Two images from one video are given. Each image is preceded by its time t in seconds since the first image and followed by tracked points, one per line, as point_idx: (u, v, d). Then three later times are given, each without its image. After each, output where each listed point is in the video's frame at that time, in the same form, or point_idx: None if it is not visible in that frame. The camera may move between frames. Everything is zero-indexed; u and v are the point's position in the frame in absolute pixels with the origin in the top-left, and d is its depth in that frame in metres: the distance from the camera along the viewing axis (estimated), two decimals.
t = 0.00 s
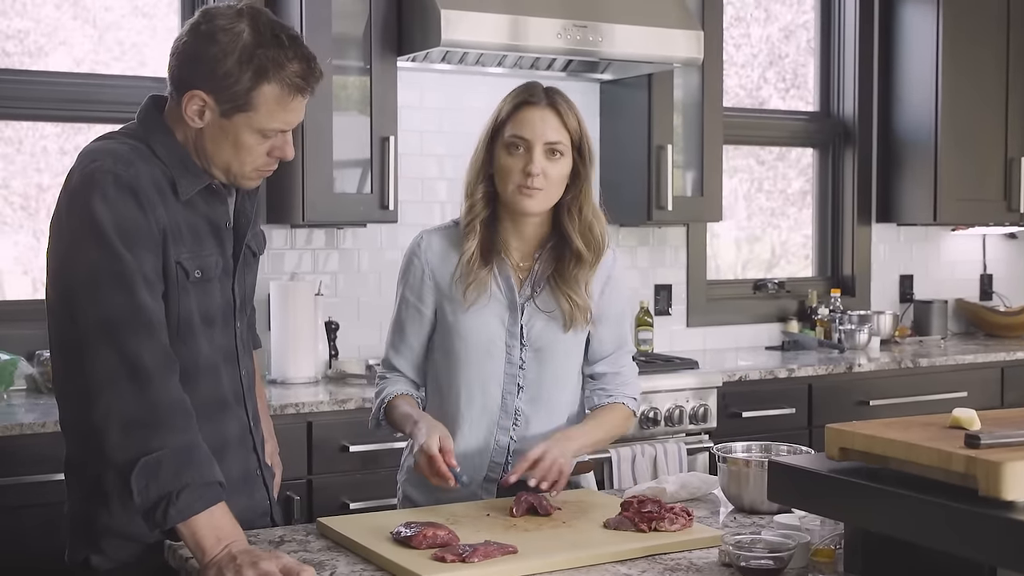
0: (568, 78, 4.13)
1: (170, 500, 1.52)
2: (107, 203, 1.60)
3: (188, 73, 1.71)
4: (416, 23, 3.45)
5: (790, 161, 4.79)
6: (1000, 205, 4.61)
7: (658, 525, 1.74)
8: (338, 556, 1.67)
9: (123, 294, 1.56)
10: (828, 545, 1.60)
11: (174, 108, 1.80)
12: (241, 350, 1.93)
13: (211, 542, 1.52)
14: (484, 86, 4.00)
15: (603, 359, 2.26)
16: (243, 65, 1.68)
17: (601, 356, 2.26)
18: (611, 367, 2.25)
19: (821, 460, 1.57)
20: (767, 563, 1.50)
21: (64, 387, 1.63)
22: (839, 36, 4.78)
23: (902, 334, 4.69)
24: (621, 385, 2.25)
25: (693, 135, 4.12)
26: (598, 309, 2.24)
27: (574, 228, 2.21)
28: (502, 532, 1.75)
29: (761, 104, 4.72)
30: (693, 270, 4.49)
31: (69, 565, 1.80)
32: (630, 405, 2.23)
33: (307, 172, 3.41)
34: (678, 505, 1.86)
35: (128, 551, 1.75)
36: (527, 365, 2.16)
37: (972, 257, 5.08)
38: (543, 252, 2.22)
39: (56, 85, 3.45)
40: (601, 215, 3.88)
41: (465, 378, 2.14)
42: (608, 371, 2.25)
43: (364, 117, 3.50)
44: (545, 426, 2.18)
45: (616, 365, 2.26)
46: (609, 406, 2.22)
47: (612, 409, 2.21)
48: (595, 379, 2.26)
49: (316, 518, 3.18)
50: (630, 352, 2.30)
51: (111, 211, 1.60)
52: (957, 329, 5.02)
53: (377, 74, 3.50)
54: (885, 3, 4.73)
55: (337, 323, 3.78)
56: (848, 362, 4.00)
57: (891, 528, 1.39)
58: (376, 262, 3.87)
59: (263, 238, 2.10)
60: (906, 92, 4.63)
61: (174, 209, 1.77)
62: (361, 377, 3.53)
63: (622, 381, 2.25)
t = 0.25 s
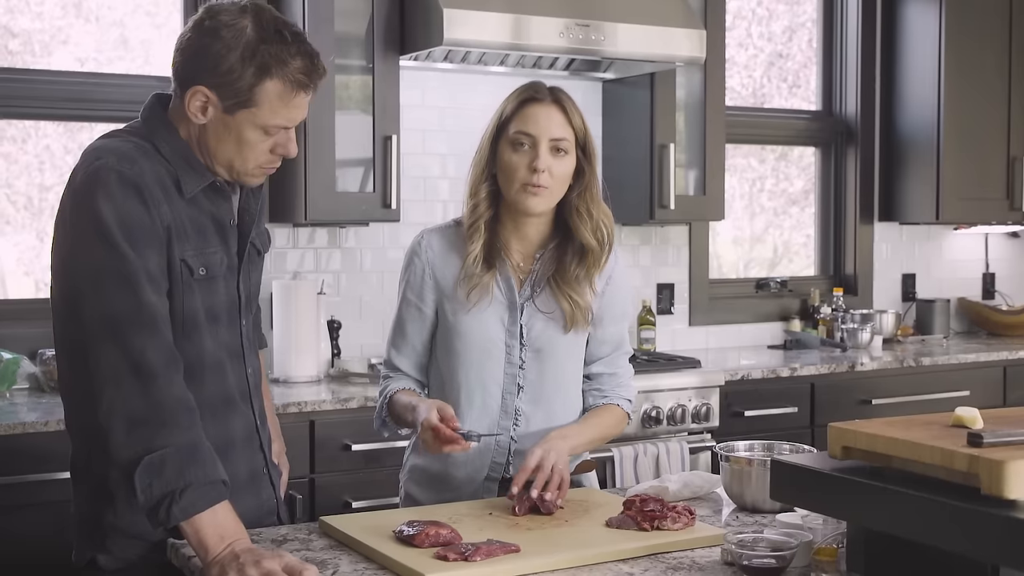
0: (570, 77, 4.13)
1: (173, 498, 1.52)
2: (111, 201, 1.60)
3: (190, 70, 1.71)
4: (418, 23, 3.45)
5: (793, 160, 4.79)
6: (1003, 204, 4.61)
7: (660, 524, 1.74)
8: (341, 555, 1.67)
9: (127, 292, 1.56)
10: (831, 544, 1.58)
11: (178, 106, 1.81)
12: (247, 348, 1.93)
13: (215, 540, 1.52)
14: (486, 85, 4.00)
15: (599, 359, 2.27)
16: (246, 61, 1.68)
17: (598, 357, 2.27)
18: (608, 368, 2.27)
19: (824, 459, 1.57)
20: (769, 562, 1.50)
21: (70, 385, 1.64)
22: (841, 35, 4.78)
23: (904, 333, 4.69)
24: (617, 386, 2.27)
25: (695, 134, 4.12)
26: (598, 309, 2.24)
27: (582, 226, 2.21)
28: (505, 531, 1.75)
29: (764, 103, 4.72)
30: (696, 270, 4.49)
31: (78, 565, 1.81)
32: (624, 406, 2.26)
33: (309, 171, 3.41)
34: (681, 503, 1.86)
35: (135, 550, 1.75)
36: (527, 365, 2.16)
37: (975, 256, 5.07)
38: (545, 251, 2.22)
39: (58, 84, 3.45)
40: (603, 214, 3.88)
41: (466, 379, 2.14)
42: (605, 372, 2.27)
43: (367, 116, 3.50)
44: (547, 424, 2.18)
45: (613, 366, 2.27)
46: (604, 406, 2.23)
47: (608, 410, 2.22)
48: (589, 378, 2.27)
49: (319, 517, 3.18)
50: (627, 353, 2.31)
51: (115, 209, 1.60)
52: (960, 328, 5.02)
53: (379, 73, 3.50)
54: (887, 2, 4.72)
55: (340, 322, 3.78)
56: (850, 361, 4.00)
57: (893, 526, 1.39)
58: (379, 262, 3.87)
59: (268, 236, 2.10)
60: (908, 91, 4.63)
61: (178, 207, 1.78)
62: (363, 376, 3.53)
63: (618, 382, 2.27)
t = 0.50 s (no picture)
0: (574, 77, 4.14)
1: (174, 493, 1.52)
2: (115, 195, 1.60)
3: (196, 60, 1.72)
4: (423, 21, 3.45)
5: (796, 161, 4.79)
6: (1006, 206, 4.61)
7: (661, 523, 1.74)
8: (341, 551, 1.68)
9: (131, 286, 1.57)
10: (830, 544, 1.59)
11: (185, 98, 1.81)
12: (254, 343, 1.93)
13: (215, 535, 1.53)
14: (490, 84, 4.00)
15: (599, 358, 2.28)
16: (250, 52, 1.69)
17: (597, 355, 2.28)
18: (606, 367, 2.29)
19: (825, 460, 1.58)
20: (769, 562, 1.50)
21: (75, 378, 1.64)
22: (846, 36, 4.78)
23: (906, 335, 4.69)
24: (615, 386, 2.29)
25: (699, 134, 4.12)
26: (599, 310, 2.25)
27: (587, 228, 2.21)
28: (504, 529, 1.75)
29: (767, 104, 4.72)
30: (698, 270, 4.49)
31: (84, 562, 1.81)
32: (620, 407, 2.27)
33: (313, 169, 3.41)
34: (681, 503, 1.87)
35: (140, 546, 1.76)
36: (530, 364, 2.17)
37: (977, 258, 5.07)
38: (550, 253, 2.23)
39: (62, 80, 3.46)
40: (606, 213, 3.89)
41: (468, 379, 2.14)
42: (602, 371, 2.28)
43: (370, 114, 3.51)
44: (548, 422, 2.18)
45: (611, 365, 2.29)
46: (602, 405, 2.24)
47: (606, 409, 2.23)
48: (587, 377, 2.29)
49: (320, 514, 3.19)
50: (625, 353, 2.32)
51: (119, 202, 1.60)
52: (962, 330, 5.02)
53: (383, 70, 3.50)
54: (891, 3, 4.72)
55: (342, 319, 3.78)
56: (852, 362, 4.00)
57: (893, 528, 1.40)
58: (381, 260, 3.88)
59: (275, 233, 2.10)
60: (912, 93, 4.63)
61: (184, 201, 1.78)
62: (365, 373, 3.54)
63: (615, 382, 2.29)
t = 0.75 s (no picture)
0: (575, 73, 4.13)
1: (177, 492, 1.53)
2: (119, 191, 1.60)
3: (201, 55, 1.72)
4: (423, 18, 3.45)
5: (797, 156, 4.79)
6: (1007, 200, 4.60)
7: (663, 520, 1.74)
8: (344, 549, 1.68)
9: (134, 283, 1.57)
10: (833, 539, 1.61)
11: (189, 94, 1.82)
12: (262, 341, 1.93)
13: (219, 534, 1.52)
14: (490, 81, 4.00)
15: (598, 354, 2.29)
16: (255, 47, 1.68)
17: (596, 353, 2.28)
18: (605, 364, 2.28)
19: (827, 455, 1.57)
20: (772, 558, 1.51)
21: (81, 376, 1.65)
22: (846, 31, 4.77)
23: (908, 330, 4.69)
24: (614, 384, 2.28)
25: (700, 130, 4.12)
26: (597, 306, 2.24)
27: (588, 222, 2.22)
28: (507, 526, 1.76)
29: (768, 99, 4.72)
30: (700, 266, 4.48)
31: (91, 563, 1.82)
32: (618, 405, 2.26)
33: (314, 167, 3.41)
34: (684, 499, 1.87)
35: (146, 546, 1.76)
36: (531, 361, 2.17)
37: (980, 252, 5.07)
38: (551, 247, 2.23)
39: (63, 79, 3.46)
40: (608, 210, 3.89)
41: (469, 376, 2.15)
42: (601, 368, 2.28)
43: (372, 112, 3.51)
44: (549, 422, 2.18)
45: (609, 363, 2.29)
46: (599, 404, 2.24)
47: (605, 408, 2.23)
48: (586, 374, 2.29)
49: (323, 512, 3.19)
50: (624, 352, 2.32)
51: (122, 199, 1.60)
52: (964, 325, 5.01)
53: (384, 68, 3.50)
54: None
55: (344, 317, 3.78)
56: (855, 357, 4.00)
57: (896, 522, 1.40)
58: (383, 258, 3.88)
59: (282, 230, 2.10)
60: (913, 87, 4.63)
61: (188, 197, 1.78)
62: (368, 371, 3.54)
63: (614, 380, 2.28)
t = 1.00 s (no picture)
0: (575, 73, 4.13)
1: (175, 493, 1.53)
2: (116, 191, 1.60)
3: (204, 57, 1.72)
4: (423, 19, 3.45)
5: (797, 155, 4.79)
6: (1007, 199, 4.60)
7: (662, 520, 1.74)
8: (343, 550, 1.68)
9: (132, 283, 1.57)
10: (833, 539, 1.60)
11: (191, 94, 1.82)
12: (261, 342, 1.94)
13: (217, 535, 1.52)
14: (490, 81, 4.00)
15: (598, 354, 2.29)
16: (262, 45, 1.69)
17: (596, 352, 2.28)
18: (605, 363, 2.28)
19: (826, 455, 1.57)
20: (771, 557, 1.51)
21: (79, 375, 1.65)
22: (847, 30, 4.77)
23: (908, 330, 4.69)
24: (613, 383, 2.28)
25: (700, 130, 4.12)
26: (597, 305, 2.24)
27: (588, 221, 2.22)
28: (506, 527, 1.76)
29: (769, 98, 4.72)
30: (700, 265, 4.48)
31: (91, 564, 1.82)
32: (618, 404, 2.26)
33: (314, 167, 3.41)
34: (683, 499, 1.87)
35: (145, 547, 1.76)
36: (531, 361, 2.17)
37: (980, 252, 5.07)
38: (551, 246, 2.23)
39: (63, 80, 3.46)
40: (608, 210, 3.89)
41: (469, 376, 2.14)
42: (601, 367, 2.28)
43: (372, 112, 3.51)
44: (551, 424, 2.19)
45: (609, 362, 2.29)
46: (600, 404, 2.24)
47: (605, 409, 2.23)
48: (586, 374, 2.29)
49: (323, 512, 3.19)
50: (624, 351, 2.32)
51: (120, 199, 1.60)
52: (964, 324, 5.01)
53: (384, 68, 3.51)
54: None
55: (344, 317, 3.78)
56: (855, 357, 4.00)
57: (894, 522, 1.40)
58: (383, 258, 3.88)
59: (283, 231, 2.10)
60: (913, 86, 4.62)
61: (187, 197, 1.78)
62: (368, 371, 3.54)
63: (614, 380, 2.28)
